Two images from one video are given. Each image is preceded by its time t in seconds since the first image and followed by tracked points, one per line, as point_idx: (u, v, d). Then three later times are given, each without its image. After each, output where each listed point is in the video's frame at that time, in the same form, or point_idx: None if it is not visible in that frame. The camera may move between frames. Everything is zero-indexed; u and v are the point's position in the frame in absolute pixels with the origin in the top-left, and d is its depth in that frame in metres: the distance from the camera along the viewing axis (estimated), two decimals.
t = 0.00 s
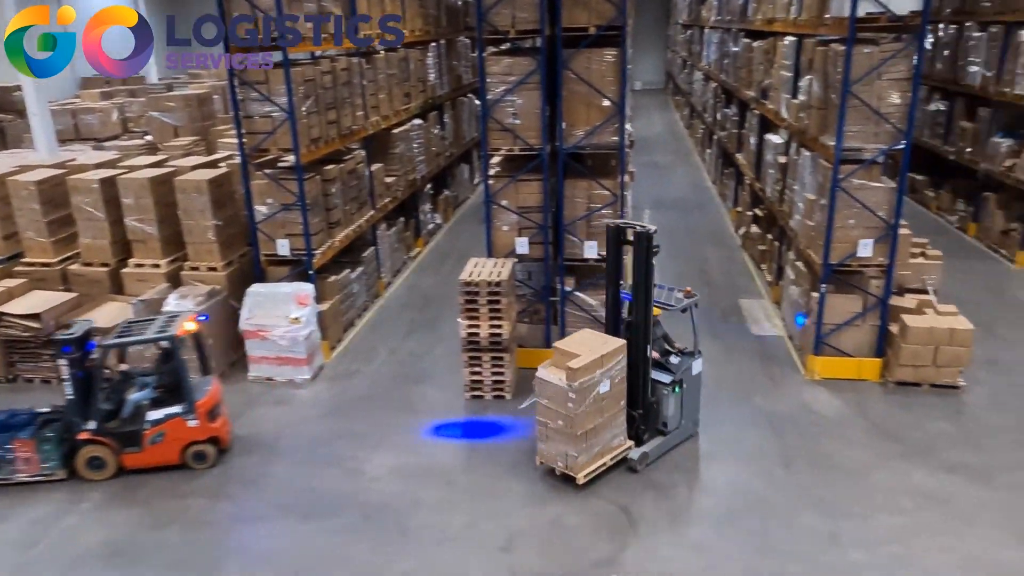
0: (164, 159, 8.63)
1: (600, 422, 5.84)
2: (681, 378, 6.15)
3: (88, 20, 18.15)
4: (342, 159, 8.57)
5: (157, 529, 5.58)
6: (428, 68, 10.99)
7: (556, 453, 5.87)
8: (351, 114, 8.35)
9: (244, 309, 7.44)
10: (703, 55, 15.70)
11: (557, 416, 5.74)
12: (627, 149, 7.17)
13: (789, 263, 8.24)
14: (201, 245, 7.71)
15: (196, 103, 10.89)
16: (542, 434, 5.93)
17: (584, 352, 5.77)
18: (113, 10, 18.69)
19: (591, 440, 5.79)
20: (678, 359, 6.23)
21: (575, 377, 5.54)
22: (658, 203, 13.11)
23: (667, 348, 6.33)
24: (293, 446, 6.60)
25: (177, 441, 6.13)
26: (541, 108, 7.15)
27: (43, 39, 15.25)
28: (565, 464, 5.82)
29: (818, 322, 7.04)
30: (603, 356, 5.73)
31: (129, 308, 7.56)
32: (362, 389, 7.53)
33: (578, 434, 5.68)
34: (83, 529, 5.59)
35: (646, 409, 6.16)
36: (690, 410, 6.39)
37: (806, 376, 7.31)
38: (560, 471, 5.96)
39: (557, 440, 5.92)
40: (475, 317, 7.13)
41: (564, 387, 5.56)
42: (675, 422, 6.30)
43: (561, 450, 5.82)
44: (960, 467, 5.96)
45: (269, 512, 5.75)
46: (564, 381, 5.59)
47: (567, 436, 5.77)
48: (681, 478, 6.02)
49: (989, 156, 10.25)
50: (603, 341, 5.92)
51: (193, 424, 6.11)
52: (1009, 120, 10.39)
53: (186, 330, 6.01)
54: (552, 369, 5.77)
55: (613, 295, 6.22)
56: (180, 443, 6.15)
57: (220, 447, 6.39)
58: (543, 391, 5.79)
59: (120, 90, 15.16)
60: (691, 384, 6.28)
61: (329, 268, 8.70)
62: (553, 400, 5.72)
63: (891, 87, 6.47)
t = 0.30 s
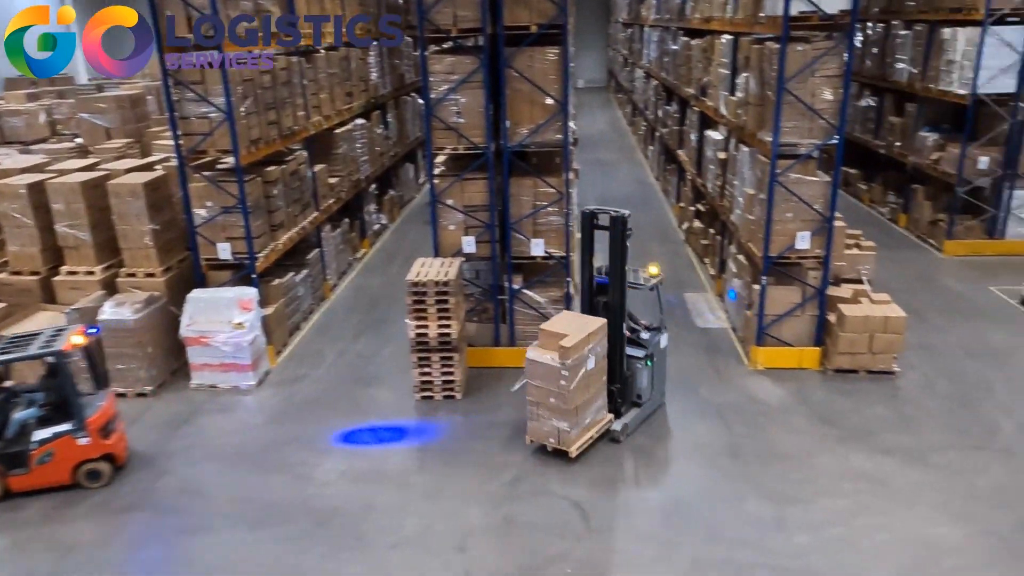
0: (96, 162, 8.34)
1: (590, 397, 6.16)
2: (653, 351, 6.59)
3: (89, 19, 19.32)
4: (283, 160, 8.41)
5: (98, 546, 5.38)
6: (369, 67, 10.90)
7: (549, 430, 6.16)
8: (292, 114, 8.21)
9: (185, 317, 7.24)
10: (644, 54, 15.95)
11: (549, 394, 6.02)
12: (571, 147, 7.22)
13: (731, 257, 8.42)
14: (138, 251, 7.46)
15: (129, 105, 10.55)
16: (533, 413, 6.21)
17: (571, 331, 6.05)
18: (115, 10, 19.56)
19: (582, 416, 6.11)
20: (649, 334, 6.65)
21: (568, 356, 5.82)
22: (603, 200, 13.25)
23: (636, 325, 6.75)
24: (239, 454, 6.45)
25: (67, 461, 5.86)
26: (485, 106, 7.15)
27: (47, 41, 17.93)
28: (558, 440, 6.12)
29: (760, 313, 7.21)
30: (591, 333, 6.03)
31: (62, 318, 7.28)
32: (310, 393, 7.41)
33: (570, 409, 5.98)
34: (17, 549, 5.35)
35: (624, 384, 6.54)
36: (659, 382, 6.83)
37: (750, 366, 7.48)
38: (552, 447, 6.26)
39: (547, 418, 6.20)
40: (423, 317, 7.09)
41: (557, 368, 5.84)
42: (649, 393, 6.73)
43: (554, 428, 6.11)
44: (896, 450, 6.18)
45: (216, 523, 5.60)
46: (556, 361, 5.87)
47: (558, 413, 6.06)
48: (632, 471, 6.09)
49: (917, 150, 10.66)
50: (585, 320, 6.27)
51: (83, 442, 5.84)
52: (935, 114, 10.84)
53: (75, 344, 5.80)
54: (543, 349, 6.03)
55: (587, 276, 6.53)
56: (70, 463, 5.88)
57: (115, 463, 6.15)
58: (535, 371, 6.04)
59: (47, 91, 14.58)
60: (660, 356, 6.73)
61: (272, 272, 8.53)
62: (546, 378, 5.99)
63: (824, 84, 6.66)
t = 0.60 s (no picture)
0: (56, 165, 8.17)
1: (589, 375, 6.49)
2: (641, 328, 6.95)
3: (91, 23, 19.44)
4: (249, 161, 8.30)
5: (63, 555, 5.26)
6: (336, 66, 10.82)
7: (553, 408, 6.44)
8: (258, 114, 8.11)
9: (150, 322, 7.16)
10: (611, 53, 16.06)
11: (554, 373, 6.31)
12: (540, 146, 7.22)
13: (699, 254, 8.50)
14: (100, 255, 7.32)
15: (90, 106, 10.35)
16: (536, 393, 6.48)
17: (572, 313, 6.37)
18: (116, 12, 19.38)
19: (584, 392, 6.41)
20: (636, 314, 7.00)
21: (574, 333, 6.16)
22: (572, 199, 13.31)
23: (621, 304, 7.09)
24: (207, 460, 6.36)
25: None
26: (453, 106, 7.13)
27: (42, 39, 18.38)
28: (563, 416, 6.41)
29: (729, 309, 7.29)
30: (591, 315, 6.37)
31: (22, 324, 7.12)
32: (280, 396, 7.33)
33: (575, 386, 6.28)
34: None
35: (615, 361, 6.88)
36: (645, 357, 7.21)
37: (719, 362, 7.56)
38: (556, 423, 6.55)
39: (550, 397, 6.48)
40: (394, 318, 7.05)
41: (563, 347, 6.14)
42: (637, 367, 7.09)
43: (560, 406, 6.40)
44: (862, 441, 6.28)
45: (184, 530, 5.51)
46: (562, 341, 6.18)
47: (563, 391, 6.36)
48: (602, 468, 6.11)
49: (878, 146, 10.87)
50: (580, 301, 6.59)
51: None
52: (896, 111, 11.05)
53: None
54: (548, 331, 6.33)
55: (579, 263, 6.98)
56: None
57: (25, 481, 5.89)
58: (540, 352, 6.33)
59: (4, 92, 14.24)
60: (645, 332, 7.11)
61: (240, 274, 8.44)
62: (551, 358, 6.28)
63: (788, 82, 6.75)
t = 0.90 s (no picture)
0: (16, 165, 7.97)
1: (581, 350, 6.83)
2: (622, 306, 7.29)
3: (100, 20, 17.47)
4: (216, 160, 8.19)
5: (29, 565, 5.15)
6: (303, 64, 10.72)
7: (550, 383, 6.75)
8: (224, 113, 8.00)
9: (115, 324, 7.02)
10: (581, 50, 16.11)
11: (551, 350, 6.60)
12: (510, 143, 7.22)
13: (669, 249, 8.57)
14: (63, 257, 7.17)
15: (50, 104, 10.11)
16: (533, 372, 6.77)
17: (564, 292, 6.70)
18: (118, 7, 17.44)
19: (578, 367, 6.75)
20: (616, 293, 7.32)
21: (570, 311, 6.48)
22: (543, 196, 13.33)
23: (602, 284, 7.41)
24: (176, 464, 6.26)
25: None
26: (423, 103, 7.10)
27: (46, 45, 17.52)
28: (560, 390, 6.73)
29: (699, 304, 7.36)
30: (582, 292, 6.73)
31: None
32: (251, 398, 7.24)
33: (571, 362, 6.60)
34: None
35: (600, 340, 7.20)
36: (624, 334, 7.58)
37: (690, 356, 7.63)
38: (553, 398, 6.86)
39: (545, 373, 6.79)
40: (365, 317, 7.00)
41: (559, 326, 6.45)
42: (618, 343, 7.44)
43: (557, 382, 6.71)
44: (830, 432, 6.39)
45: (154, 535, 5.42)
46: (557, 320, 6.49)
47: (559, 367, 6.67)
48: (575, 464, 6.14)
49: (843, 142, 11.04)
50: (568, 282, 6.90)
51: None
52: (860, 107, 11.23)
53: None
54: (543, 311, 6.61)
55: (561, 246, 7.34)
56: None
57: None
58: (537, 331, 6.61)
59: None
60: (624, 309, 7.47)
61: (208, 275, 8.33)
62: (547, 336, 6.58)
63: (754, 79, 6.82)
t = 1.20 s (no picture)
0: None
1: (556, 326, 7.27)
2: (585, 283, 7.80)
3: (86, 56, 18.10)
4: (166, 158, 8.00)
5: None
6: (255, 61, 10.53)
7: (530, 357, 7.13)
8: (173, 110, 7.83)
9: (62, 328, 6.84)
10: (536, 47, 16.14)
11: (531, 326, 7.01)
12: (467, 139, 7.19)
13: (626, 244, 8.65)
14: (6, 259, 6.93)
15: None
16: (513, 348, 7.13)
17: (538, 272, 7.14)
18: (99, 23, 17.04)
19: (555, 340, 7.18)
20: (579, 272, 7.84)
21: (549, 287, 6.97)
22: (501, 193, 13.34)
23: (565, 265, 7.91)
24: (129, 471, 6.11)
25: None
26: (378, 100, 7.03)
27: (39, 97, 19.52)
28: (541, 363, 7.12)
29: (656, 298, 7.45)
30: (554, 272, 7.22)
31: None
32: (206, 402, 7.10)
33: (551, 334, 7.05)
34: None
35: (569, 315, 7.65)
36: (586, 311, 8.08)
37: (648, 350, 7.71)
38: (533, 371, 7.23)
39: (524, 349, 7.17)
40: (323, 317, 6.92)
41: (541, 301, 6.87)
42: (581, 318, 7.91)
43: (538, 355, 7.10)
44: (785, 421, 6.52)
45: (107, 544, 5.28)
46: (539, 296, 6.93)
47: (539, 341, 7.08)
48: (536, 459, 6.15)
49: (794, 137, 11.27)
50: (539, 262, 7.36)
51: None
52: (810, 103, 11.48)
53: None
54: (521, 289, 7.03)
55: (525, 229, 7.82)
56: None
57: None
58: (517, 309, 7.00)
59: None
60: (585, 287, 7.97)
61: (160, 276, 8.14)
62: (528, 313, 6.99)
63: (707, 76, 6.92)
